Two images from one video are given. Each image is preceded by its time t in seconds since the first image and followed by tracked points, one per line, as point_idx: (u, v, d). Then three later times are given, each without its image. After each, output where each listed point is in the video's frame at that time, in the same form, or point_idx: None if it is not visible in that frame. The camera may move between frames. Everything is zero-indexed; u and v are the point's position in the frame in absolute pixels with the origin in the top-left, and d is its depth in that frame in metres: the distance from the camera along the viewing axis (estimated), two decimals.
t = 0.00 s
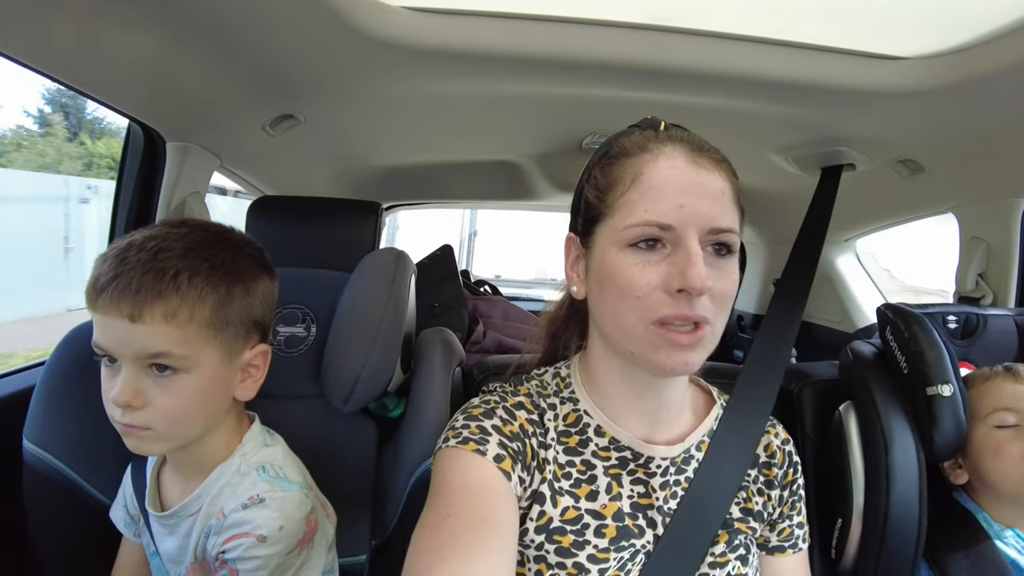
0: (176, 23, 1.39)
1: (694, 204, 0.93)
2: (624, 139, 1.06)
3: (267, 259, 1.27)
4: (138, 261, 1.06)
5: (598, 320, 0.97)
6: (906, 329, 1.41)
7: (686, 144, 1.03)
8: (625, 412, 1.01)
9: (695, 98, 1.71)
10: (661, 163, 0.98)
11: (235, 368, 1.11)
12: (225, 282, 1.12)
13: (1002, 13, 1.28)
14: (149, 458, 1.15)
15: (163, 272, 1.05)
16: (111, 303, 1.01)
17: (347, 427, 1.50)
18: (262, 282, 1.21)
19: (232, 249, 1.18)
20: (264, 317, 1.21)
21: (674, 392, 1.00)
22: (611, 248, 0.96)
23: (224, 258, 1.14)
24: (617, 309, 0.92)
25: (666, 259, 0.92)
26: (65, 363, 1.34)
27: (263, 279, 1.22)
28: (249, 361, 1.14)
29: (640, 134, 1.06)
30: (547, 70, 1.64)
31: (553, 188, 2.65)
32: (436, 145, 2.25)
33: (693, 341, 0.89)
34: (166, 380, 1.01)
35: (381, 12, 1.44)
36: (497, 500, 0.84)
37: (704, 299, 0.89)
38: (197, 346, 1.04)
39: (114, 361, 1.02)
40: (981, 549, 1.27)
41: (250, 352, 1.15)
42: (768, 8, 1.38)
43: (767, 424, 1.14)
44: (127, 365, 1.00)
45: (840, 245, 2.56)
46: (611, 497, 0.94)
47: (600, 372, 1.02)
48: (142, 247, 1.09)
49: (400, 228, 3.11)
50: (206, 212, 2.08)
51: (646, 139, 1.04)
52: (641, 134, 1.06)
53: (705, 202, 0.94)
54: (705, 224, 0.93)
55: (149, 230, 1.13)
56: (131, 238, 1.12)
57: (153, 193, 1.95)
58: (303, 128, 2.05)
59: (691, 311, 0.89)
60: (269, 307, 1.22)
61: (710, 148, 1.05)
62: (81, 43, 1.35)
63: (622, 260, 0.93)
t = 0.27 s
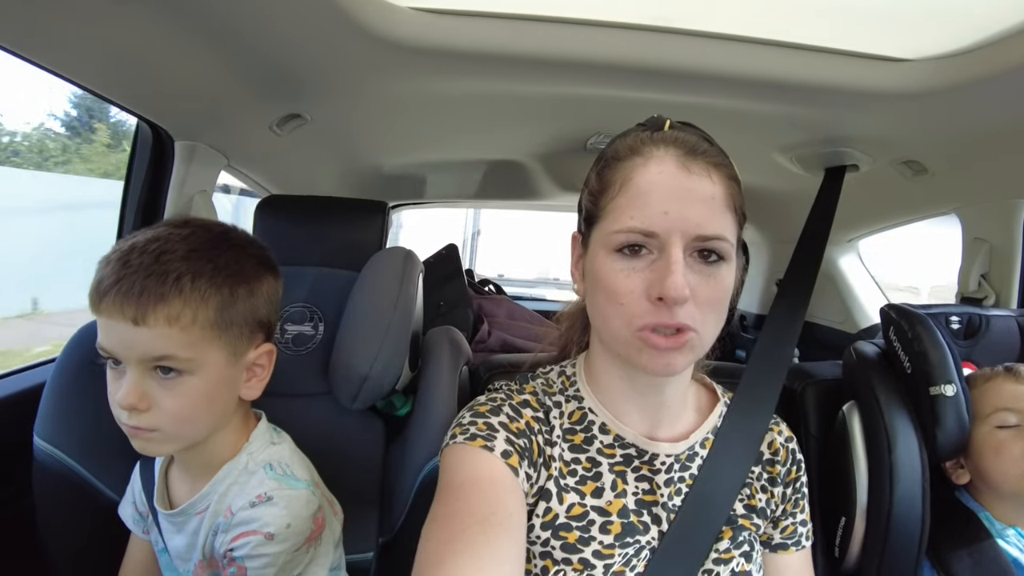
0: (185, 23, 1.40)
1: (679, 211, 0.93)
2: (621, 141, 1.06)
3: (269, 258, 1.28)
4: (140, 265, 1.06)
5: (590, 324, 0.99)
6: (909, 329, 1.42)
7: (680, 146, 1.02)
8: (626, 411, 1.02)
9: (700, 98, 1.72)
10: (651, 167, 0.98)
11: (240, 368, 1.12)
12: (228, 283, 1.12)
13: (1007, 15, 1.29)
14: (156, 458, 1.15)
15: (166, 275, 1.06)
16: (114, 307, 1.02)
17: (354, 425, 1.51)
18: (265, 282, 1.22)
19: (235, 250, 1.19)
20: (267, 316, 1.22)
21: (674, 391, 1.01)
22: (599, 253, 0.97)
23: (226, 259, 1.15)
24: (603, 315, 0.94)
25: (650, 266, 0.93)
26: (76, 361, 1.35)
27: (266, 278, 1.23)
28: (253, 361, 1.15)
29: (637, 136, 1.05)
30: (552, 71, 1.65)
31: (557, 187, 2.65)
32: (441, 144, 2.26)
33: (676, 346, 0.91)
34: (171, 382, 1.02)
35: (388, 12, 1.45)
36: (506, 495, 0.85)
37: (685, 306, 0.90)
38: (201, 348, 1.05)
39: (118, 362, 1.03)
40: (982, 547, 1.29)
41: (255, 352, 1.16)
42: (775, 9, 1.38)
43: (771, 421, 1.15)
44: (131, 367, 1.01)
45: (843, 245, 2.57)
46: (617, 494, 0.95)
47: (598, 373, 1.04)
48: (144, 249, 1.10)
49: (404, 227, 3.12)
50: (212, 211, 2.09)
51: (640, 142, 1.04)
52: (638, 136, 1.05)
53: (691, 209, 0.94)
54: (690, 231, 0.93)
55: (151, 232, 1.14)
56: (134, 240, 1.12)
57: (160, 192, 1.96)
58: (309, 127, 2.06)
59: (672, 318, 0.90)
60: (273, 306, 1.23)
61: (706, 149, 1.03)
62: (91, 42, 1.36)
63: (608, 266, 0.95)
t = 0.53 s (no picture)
0: (187, 19, 1.40)
1: (682, 205, 0.93)
2: (620, 140, 1.06)
3: (266, 255, 1.28)
4: (138, 262, 1.06)
5: (591, 321, 0.98)
6: (910, 332, 1.41)
7: (678, 144, 1.02)
8: (624, 412, 1.02)
9: (703, 100, 1.72)
10: (652, 164, 0.98)
11: (237, 364, 1.12)
12: (225, 280, 1.12)
13: (1011, 19, 1.29)
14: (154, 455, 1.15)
15: (163, 272, 1.06)
16: (112, 304, 1.02)
17: (352, 423, 1.51)
18: (262, 278, 1.22)
19: (231, 247, 1.19)
20: (264, 312, 1.22)
21: (673, 391, 1.01)
22: (601, 250, 0.97)
23: (222, 256, 1.15)
24: (606, 311, 0.94)
25: (653, 261, 0.92)
26: (76, 356, 1.35)
27: (262, 275, 1.23)
28: (250, 357, 1.15)
29: (635, 135, 1.06)
30: (555, 71, 1.65)
31: (559, 187, 2.65)
32: (443, 144, 2.26)
33: (681, 341, 0.90)
34: (169, 379, 1.02)
35: (390, 11, 1.45)
36: (505, 493, 0.85)
37: (690, 300, 0.90)
38: (198, 344, 1.05)
39: (117, 360, 1.03)
40: (982, 552, 1.28)
41: (252, 348, 1.16)
42: (778, 12, 1.38)
43: (769, 423, 1.15)
44: (130, 365, 1.01)
45: (844, 248, 2.57)
46: (614, 495, 0.95)
47: (598, 372, 1.04)
48: (141, 246, 1.09)
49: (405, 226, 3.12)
50: (214, 209, 2.09)
51: (639, 140, 1.04)
52: (637, 135, 1.05)
53: (694, 204, 0.94)
54: (693, 225, 0.93)
55: (148, 228, 1.13)
56: (131, 237, 1.12)
57: (162, 188, 1.97)
58: (311, 125, 2.06)
59: (678, 313, 0.89)
60: (270, 302, 1.23)
61: (703, 147, 1.03)
62: (94, 39, 1.36)
63: (611, 263, 0.94)
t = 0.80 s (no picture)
0: (186, 15, 1.40)
1: (687, 196, 0.94)
2: (619, 137, 1.07)
3: (262, 252, 1.28)
4: (136, 260, 1.06)
5: (595, 315, 0.97)
6: (909, 332, 1.41)
7: (679, 140, 1.03)
8: (621, 409, 1.02)
9: (703, 99, 1.72)
10: (655, 158, 0.99)
11: (234, 361, 1.12)
12: (223, 277, 1.12)
13: (1012, 19, 1.28)
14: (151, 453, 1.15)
15: (161, 269, 1.06)
16: (110, 303, 1.02)
17: (350, 420, 1.51)
18: (259, 275, 1.22)
19: (229, 244, 1.19)
20: (261, 309, 1.22)
21: (671, 388, 1.01)
22: (606, 243, 0.96)
23: (221, 254, 1.15)
24: (613, 303, 0.93)
25: (661, 252, 0.92)
26: (75, 353, 1.35)
27: (259, 271, 1.23)
28: (248, 354, 1.16)
29: (634, 133, 1.06)
30: (555, 68, 1.64)
31: (559, 186, 2.65)
32: (444, 141, 2.26)
33: (689, 331, 0.90)
34: (168, 377, 1.02)
35: (390, 8, 1.45)
36: (500, 491, 0.85)
37: (699, 289, 0.90)
38: (197, 342, 1.05)
39: (114, 358, 1.03)
40: (979, 552, 1.28)
41: (249, 344, 1.16)
42: (779, 11, 1.38)
43: (767, 421, 1.15)
44: (128, 362, 1.01)
45: (844, 247, 2.57)
46: (610, 492, 0.95)
47: (599, 368, 1.03)
48: (139, 243, 1.09)
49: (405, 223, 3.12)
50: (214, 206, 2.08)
51: (640, 136, 1.05)
52: (636, 132, 1.06)
53: (699, 195, 0.95)
54: (699, 216, 0.93)
55: (144, 226, 1.13)
56: (127, 234, 1.11)
57: (162, 184, 1.96)
58: (311, 122, 2.06)
59: (686, 302, 0.89)
60: (267, 299, 1.24)
61: (702, 144, 1.05)
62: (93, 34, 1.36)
63: (618, 255, 0.94)
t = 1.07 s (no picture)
0: (183, 14, 1.40)
1: (690, 195, 0.94)
2: (620, 136, 1.07)
3: (260, 251, 1.28)
4: (134, 263, 1.05)
5: (596, 313, 0.97)
6: (908, 331, 1.41)
7: (680, 140, 1.03)
8: (620, 405, 1.02)
9: (702, 97, 1.72)
10: (657, 157, 0.99)
11: (234, 362, 1.12)
12: (222, 278, 1.12)
13: (1011, 16, 1.28)
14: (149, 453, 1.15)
15: (160, 272, 1.06)
16: (109, 306, 1.02)
17: (348, 418, 1.51)
18: (257, 275, 1.22)
19: (227, 245, 1.18)
20: (260, 308, 1.22)
21: (670, 387, 1.01)
22: (608, 241, 0.96)
23: (220, 255, 1.15)
24: (614, 300, 0.92)
25: (663, 250, 0.92)
26: (73, 349, 1.35)
27: (258, 271, 1.23)
28: (247, 353, 1.16)
29: (636, 132, 1.06)
30: (553, 67, 1.64)
31: (559, 185, 2.65)
32: (443, 141, 2.26)
33: (691, 329, 0.90)
34: (168, 379, 1.02)
35: (387, 7, 1.45)
36: (496, 487, 0.85)
37: (701, 287, 0.90)
38: (196, 344, 1.06)
39: (113, 361, 1.03)
40: (978, 551, 1.28)
41: (249, 344, 1.16)
42: (776, 9, 1.37)
43: (767, 419, 1.15)
44: (127, 365, 1.01)
45: (844, 246, 2.57)
46: (609, 489, 0.95)
47: (599, 365, 1.03)
48: (137, 245, 1.09)
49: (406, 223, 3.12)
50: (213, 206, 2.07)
51: (641, 136, 1.05)
52: (637, 132, 1.06)
53: (702, 194, 0.95)
54: (701, 214, 0.93)
55: (142, 226, 1.13)
56: (125, 235, 1.11)
57: (161, 184, 1.96)
58: (310, 121, 2.06)
59: (689, 299, 0.89)
60: (265, 299, 1.24)
61: (702, 144, 1.05)
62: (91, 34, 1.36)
63: (620, 252, 0.94)
